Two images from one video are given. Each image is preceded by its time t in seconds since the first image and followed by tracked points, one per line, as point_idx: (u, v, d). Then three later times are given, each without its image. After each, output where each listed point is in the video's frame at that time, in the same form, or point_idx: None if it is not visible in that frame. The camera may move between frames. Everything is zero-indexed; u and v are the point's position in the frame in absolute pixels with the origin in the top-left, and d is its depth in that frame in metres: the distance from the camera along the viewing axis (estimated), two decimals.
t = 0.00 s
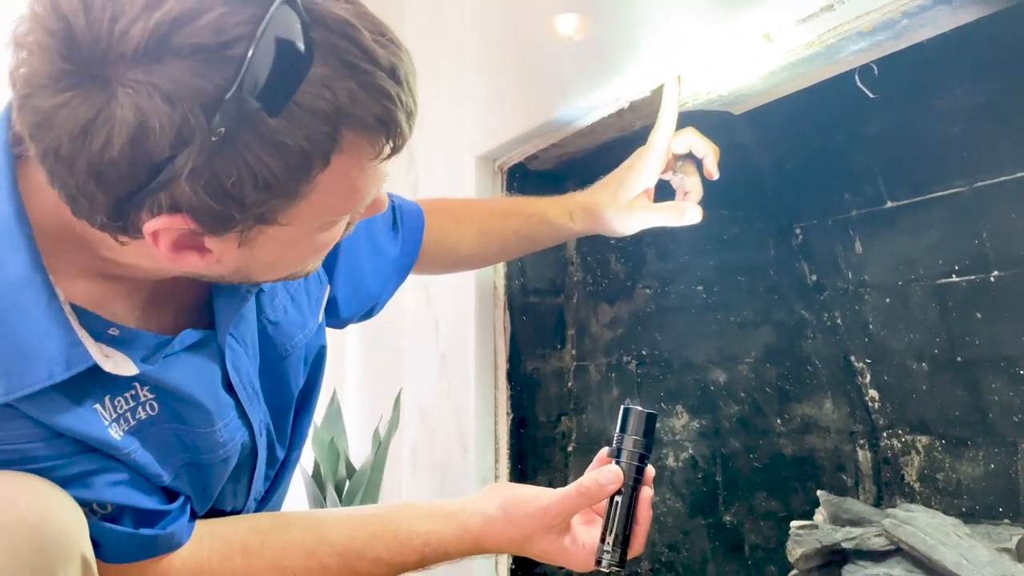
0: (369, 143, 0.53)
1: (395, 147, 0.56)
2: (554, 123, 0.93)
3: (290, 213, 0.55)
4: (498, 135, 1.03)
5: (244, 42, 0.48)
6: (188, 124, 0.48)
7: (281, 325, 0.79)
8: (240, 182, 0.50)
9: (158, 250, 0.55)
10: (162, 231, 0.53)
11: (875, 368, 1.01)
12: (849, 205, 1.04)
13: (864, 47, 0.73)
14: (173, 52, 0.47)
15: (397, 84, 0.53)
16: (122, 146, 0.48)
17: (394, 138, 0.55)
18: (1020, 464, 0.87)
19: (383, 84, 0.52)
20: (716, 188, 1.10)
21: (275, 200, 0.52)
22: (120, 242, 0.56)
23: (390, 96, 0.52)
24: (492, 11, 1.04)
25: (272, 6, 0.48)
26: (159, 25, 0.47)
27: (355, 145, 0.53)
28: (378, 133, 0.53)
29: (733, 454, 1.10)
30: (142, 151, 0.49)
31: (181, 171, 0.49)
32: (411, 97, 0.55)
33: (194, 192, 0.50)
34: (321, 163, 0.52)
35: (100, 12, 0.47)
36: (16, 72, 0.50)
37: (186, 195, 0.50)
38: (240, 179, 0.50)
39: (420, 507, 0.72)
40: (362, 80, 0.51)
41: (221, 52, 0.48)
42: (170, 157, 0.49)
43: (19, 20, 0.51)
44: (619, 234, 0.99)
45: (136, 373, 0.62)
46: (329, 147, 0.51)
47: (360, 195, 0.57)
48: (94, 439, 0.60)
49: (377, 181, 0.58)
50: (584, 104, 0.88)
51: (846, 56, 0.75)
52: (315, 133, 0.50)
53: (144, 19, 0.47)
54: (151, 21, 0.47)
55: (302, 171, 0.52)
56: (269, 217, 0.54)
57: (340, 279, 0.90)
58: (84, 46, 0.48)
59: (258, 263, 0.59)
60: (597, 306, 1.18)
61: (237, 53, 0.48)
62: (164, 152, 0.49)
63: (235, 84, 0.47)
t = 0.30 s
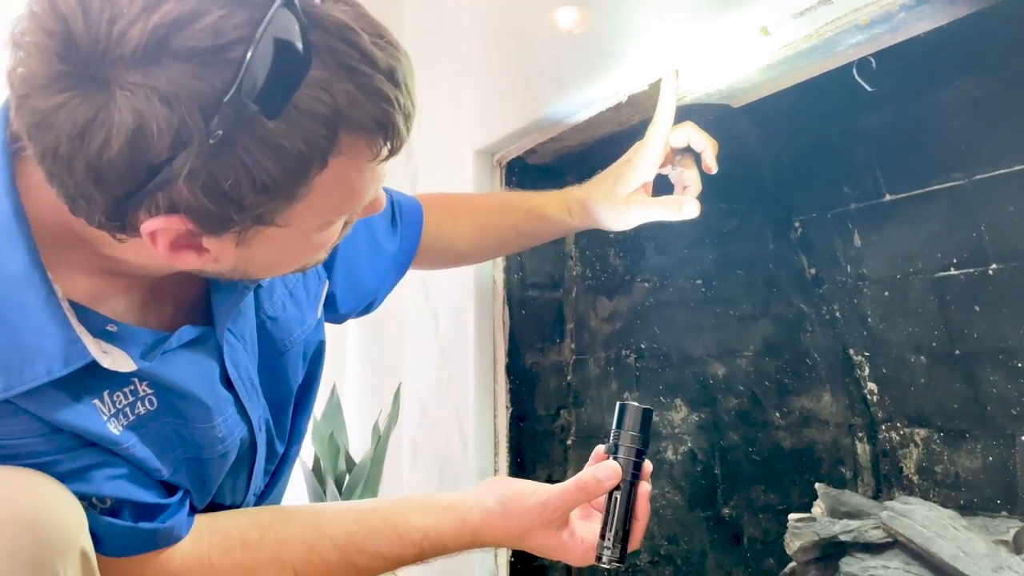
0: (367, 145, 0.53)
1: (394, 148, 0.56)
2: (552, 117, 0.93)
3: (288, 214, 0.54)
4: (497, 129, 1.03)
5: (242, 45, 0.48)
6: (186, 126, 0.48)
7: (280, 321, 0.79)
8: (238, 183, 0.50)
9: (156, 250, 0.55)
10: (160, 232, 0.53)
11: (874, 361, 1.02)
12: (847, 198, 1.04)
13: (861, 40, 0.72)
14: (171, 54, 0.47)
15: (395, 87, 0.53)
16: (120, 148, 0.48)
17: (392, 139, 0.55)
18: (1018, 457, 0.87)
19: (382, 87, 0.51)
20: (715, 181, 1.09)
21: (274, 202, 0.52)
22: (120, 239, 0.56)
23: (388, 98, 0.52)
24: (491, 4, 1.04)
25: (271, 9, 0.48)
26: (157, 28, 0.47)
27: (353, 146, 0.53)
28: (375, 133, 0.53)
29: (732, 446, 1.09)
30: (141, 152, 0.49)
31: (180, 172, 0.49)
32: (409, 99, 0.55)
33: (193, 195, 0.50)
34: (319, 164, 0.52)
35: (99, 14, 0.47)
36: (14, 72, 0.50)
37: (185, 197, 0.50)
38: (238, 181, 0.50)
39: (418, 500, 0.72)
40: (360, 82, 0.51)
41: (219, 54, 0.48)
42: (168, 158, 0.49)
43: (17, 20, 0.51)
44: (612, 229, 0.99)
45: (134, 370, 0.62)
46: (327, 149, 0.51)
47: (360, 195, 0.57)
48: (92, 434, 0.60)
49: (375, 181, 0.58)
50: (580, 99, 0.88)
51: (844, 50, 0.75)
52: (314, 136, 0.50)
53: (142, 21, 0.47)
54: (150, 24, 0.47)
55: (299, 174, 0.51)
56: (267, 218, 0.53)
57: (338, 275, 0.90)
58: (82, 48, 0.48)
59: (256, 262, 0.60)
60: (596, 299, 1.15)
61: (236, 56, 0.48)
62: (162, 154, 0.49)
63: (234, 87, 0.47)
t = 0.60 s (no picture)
0: (367, 133, 0.53)
1: (393, 138, 0.56)
2: (553, 111, 0.93)
3: (285, 204, 0.54)
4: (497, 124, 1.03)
5: (239, 32, 0.48)
6: (183, 114, 0.48)
7: (280, 316, 0.79)
8: (236, 173, 0.50)
9: (154, 240, 0.55)
10: (158, 222, 0.52)
11: (875, 356, 1.03)
12: (849, 193, 1.04)
13: (863, 34, 0.72)
14: (168, 42, 0.47)
15: (394, 75, 0.53)
16: (117, 136, 0.48)
17: (392, 129, 0.55)
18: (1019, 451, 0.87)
19: (379, 76, 0.51)
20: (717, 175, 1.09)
21: (272, 191, 0.52)
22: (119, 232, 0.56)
23: (386, 87, 0.52)
24: None
25: None
26: (155, 15, 0.46)
27: (352, 136, 0.53)
28: (375, 123, 0.53)
29: (732, 441, 1.09)
30: (137, 140, 0.48)
31: (176, 161, 0.49)
32: (408, 89, 0.55)
33: (192, 185, 0.50)
34: (317, 152, 0.51)
35: (96, 3, 0.47)
36: (12, 61, 0.50)
37: (182, 186, 0.50)
38: (236, 170, 0.50)
39: (417, 495, 0.72)
40: (359, 71, 0.50)
41: (216, 42, 0.47)
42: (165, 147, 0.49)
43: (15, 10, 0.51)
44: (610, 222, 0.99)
45: (134, 364, 0.62)
46: (326, 139, 0.51)
47: (358, 187, 0.57)
48: (93, 428, 0.60)
49: (374, 172, 0.57)
50: (579, 95, 0.88)
51: (845, 44, 0.75)
52: (312, 124, 0.50)
53: (139, 8, 0.47)
54: (147, 11, 0.46)
55: (297, 163, 0.51)
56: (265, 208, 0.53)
57: (337, 270, 0.90)
58: (81, 36, 0.48)
59: (254, 253, 0.59)
60: (597, 294, 1.13)
61: (232, 44, 0.48)
62: (159, 142, 0.48)
63: (231, 75, 0.47)
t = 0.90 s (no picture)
0: (343, 91, 0.53)
1: (375, 99, 0.55)
2: (557, 104, 0.92)
3: (262, 164, 0.54)
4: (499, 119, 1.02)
5: None
6: (146, 58, 0.48)
7: (282, 310, 0.79)
8: (202, 123, 0.50)
9: (133, 206, 0.55)
10: (135, 183, 0.53)
11: (876, 350, 1.03)
12: (851, 187, 1.04)
13: (868, 27, 0.72)
14: None
15: (373, 32, 0.52)
16: (82, 82, 0.48)
17: (373, 91, 0.54)
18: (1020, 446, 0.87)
19: (353, 27, 0.51)
20: (720, 169, 1.08)
21: (241, 144, 0.52)
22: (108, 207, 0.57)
23: (362, 40, 0.51)
24: None
25: None
26: None
27: (326, 91, 0.52)
28: (349, 79, 0.52)
29: (735, 436, 1.09)
30: (100, 85, 0.49)
31: (141, 109, 0.49)
32: (389, 47, 0.54)
33: (161, 139, 0.50)
34: (290, 109, 0.51)
35: None
36: None
37: (155, 143, 0.51)
38: (203, 121, 0.50)
39: (422, 490, 0.73)
40: (331, 22, 0.50)
41: None
42: (128, 93, 0.49)
43: None
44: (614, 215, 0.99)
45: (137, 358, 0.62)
46: (298, 94, 0.51)
47: (343, 152, 0.56)
48: (98, 422, 0.60)
49: (360, 140, 0.57)
50: (584, 86, 0.87)
51: (849, 37, 0.74)
52: (282, 74, 0.50)
53: None
54: None
55: (269, 119, 0.51)
56: (240, 167, 0.53)
57: (339, 265, 0.90)
58: None
59: (240, 223, 0.59)
60: (599, 289, 1.14)
61: None
62: (122, 87, 0.49)
63: (191, 16, 0.47)
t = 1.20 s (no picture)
0: (314, 44, 0.53)
1: (350, 57, 0.55)
2: (558, 93, 0.92)
3: (233, 120, 0.55)
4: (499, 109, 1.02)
5: None
6: None
7: (279, 300, 0.79)
8: (166, 67, 0.51)
9: (104, 163, 0.57)
10: (104, 134, 0.55)
11: (877, 340, 1.01)
12: (853, 177, 1.03)
13: (869, 17, 0.71)
14: None
15: None
16: (48, 19, 0.50)
17: (347, 48, 0.55)
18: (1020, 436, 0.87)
19: None
20: (723, 160, 1.08)
21: (205, 90, 0.52)
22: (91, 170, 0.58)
23: None
24: None
25: None
26: None
27: (297, 45, 0.53)
28: (318, 31, 0.53)
29: (733, 426, 1.10)
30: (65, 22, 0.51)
31: (105, 48, 0.51)
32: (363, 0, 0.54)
33: (126, 83, 0.52)
34: (257, 58, 0.52)
35: None
36: None
37: (121, 88, 0.52)
38: (166, 63, 0.51)
39: (422, 482, 0.72)
40: None
41: None
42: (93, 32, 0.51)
43: None
44: (621, 207, 0.99)
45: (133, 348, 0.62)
46: (264, 44, 0.52)
47: (318, 113, 0.56)
48: (95, 412, 0.60)
49: (337, 105, 0.57)
50: (588, 75, 0.86)
51: (850, 27, 0.74)
52: (246, 17, 0.50)
53: None
54: None
55: (235, 67, 0.52)
56: (208, 119, 0.54)
57: (338, 254, 0.90)
58: None
59: (216, 192, 0.60)
60: (599, 279, 1.15)
61: None
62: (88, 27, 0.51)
63: None
